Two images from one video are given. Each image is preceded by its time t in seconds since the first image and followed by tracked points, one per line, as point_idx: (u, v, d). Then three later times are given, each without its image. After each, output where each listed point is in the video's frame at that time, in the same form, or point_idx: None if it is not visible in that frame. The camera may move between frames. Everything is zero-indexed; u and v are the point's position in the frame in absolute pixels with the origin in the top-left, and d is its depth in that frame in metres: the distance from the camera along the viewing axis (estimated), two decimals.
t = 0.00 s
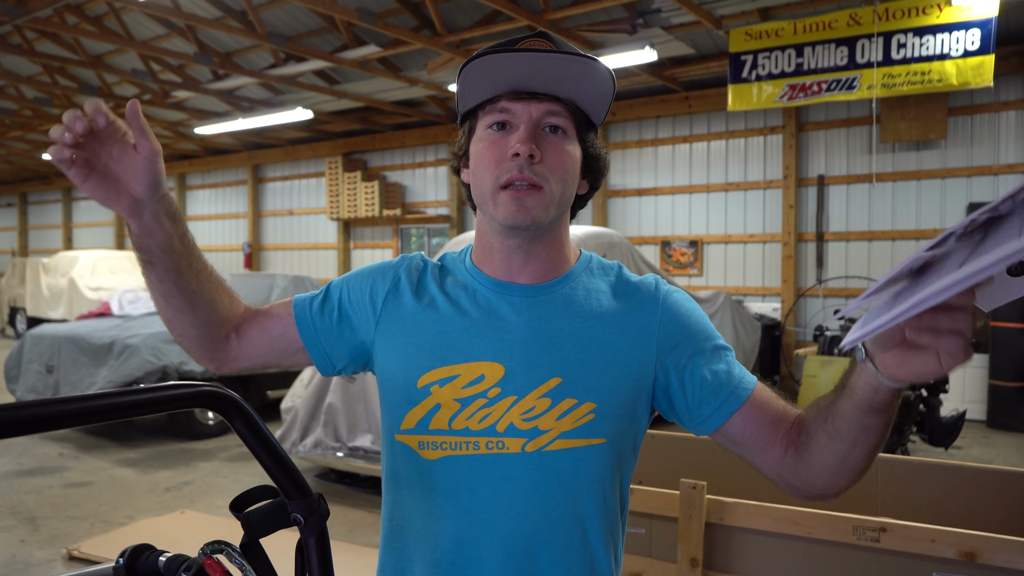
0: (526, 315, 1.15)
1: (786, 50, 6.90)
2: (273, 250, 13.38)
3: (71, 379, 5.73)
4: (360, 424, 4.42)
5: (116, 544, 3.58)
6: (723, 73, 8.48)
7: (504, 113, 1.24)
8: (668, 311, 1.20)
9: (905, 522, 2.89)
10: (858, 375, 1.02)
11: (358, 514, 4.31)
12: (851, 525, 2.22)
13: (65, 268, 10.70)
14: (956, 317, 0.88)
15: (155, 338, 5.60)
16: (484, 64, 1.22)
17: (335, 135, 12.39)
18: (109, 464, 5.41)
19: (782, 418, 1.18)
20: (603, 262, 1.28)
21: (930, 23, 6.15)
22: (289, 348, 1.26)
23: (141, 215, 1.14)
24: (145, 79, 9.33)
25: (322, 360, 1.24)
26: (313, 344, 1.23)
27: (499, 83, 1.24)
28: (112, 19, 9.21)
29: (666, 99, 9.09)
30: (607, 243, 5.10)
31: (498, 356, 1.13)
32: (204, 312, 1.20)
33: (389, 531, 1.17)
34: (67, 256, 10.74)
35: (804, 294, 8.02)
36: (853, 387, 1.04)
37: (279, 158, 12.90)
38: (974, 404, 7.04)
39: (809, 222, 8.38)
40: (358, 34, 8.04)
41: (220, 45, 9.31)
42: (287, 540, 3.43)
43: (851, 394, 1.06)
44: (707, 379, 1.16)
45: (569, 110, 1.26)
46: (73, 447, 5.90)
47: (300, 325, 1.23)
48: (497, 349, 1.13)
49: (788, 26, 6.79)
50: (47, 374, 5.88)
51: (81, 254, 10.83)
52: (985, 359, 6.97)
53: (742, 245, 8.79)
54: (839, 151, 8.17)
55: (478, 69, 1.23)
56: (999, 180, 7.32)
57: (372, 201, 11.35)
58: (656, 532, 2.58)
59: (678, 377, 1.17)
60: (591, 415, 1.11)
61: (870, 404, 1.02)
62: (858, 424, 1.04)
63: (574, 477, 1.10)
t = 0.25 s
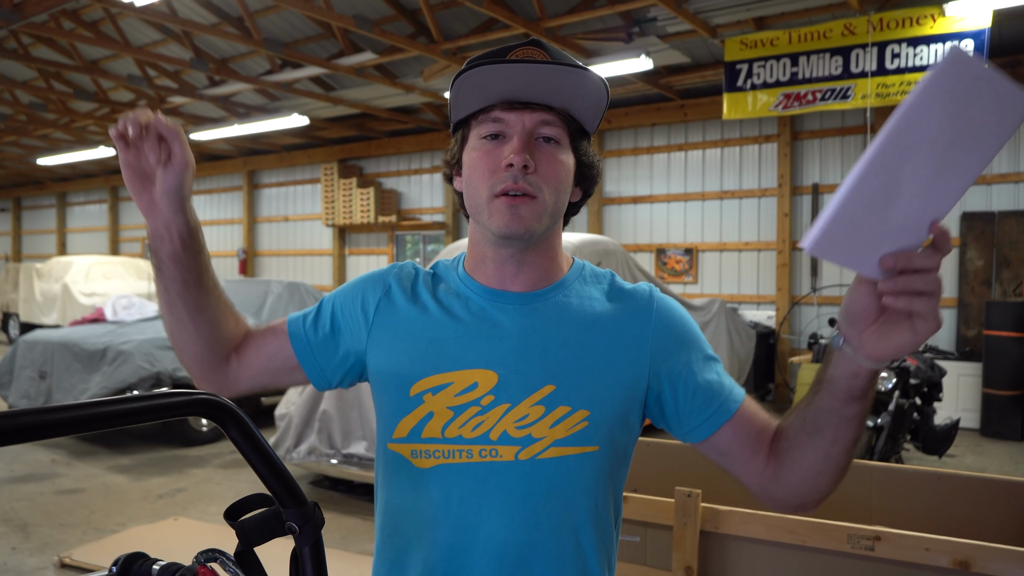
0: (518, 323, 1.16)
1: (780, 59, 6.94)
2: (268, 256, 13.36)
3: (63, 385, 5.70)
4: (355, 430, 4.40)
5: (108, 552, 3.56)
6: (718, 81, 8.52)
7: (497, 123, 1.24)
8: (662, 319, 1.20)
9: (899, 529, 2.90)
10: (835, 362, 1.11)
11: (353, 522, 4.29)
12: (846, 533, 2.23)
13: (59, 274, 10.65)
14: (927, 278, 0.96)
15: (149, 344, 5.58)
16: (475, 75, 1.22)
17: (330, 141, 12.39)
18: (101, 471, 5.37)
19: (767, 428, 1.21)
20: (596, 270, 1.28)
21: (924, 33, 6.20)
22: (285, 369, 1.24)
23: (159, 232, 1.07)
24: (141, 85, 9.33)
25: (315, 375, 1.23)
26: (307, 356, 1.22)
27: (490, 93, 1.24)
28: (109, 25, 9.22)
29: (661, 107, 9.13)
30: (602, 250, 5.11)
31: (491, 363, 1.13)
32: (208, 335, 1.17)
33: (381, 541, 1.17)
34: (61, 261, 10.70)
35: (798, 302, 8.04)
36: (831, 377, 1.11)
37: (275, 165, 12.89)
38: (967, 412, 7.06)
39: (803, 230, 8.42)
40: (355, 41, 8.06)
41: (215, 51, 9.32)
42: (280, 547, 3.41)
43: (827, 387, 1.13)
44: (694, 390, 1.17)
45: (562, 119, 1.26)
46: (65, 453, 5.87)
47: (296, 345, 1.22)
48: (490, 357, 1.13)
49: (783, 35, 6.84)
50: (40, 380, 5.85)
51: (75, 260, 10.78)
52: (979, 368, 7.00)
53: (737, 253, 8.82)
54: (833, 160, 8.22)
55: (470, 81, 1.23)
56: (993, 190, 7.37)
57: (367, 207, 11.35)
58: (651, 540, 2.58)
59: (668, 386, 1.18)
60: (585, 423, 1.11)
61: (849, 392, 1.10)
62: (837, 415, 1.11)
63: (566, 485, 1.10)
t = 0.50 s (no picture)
0: (512, 336, 1.16)
1: (776, 65, 6.98)
2: (265, 260, 13.34)
3: (58, 390, 5.68)
4: (351, 436, 4.39)
5: (103, 556, 3.54)
6: (714, 87, 8.55)
7: (491, 131, 1.25)
8: (654, 332, 1.20)
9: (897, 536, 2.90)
10: (784, 418, 1.14)
11: (349, 527, 4.28)
12: (842, 539, 2.22)
13: (54, 278, 10.62)
14: (878, 353, 1.02)
15: (145, 349, 5.58)
16: (470, 84, 1.22)
17: (327, 146, 12.39)
18: (96, 476, 5.35)
19: (718, 460, 1.25)
20: (591, 280, 1.29)
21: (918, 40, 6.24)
22: (315, 419, 1.30)
23: (194, 323, 1.20)
24: (137, 89, 9.33)
25: (330, 404, 1.27)
26: (317, 389, 1.26)
27: (484, 101, 1.25)
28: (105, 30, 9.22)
29: (658, 113, 9.15)
30: (599, 256, 5.12)
31: (485, 375, 1.13)
32: (253, 408, 1.27)
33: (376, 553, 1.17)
34: (56, 266, 10.67)
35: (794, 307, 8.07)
36: (777, 429, 1.16)
37: (272, 169, 12.88)
38: (963, 417, 7.07)
39: (799, 235, 8.44)
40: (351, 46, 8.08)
41: (212, 56, 9.32)
42: (276, 552, 3.40)
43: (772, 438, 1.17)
44: (675, 409, 1.19)
45: (557, 126, 1.27)
46: (60, 459, 5.84)
47: (309, 391, 1.27)
48: (485, 369, 1.13)
49: (778, 41, 6.88)
50: (35, 386, 5.83)
51: (70, 264, 10.75)
52: (974, 373, 7.01)
53: (733, 258, 8.84)
54: (829, 165, 8.25)
55: (464, 89, 1.23)
56: (988, 196, 7.40)
57: (364, 212, 11.35)
58: (648, 546, 2.58)
59: (657, 401, 1.18)
60: (580, 435, 1.11)
61: (792, 447, 1.14)
62: (779, 465, 1.15)
63: (561, 498, 1.10)
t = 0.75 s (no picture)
0: (508, 334, 1.16)
1: (774, 67, 6.99)
2: (262, 262, 13.33)
3: (55, 392, 5.67)
4: (349, 437, 4.39)
5: (100, 558, 3.54)
6: (711, 89, 8.56)
7: (485, 135, 1.25)
8: (650, 329, 1.20)
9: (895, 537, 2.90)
10: (803, 375, 1.10)
11: (346, 529, 4.27)
12: (838, 541, 2.23)
13: (51, 280, 10.60)
14: (884, 293, 0.97)
15: (142, 351, 5.57)
16: (463, 88, 1.22)
17: (325, 148, 12.38)
18: (93, 478, 5.34)
19: (744, 439, 1.23)
20: (585, 280, 1.29)
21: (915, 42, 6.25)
22: (311, 422, 1.29)
23: (167, 335, 1.21)
24: (134, 91, 9.31)
25: (326, 407, 1.28)
26: (314, 394, 1.26)
27: (477, 105, 1.25)
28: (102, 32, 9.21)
29: (655, 115, 9.16)
30: (596, 257, 5.12)
31: (482, 374, 1.13)
32: (238, 410, 1.27)
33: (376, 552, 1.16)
34: (53, 267, 10.64)
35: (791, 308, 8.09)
36: (798, 391, 1.12)
37: (269, 171, 12.87)
38: (960, 419, 7.07)
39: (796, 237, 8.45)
40: (349, 48, 8.08)
41: (210, 57, 9.32)
42: (273, 554, 3.40)
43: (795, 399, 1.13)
44: (681, 403, 1.19)
45: (550, 129, 1.26)
46: (57, 460, 5.83)
47: (305, 394, 1.27)
48: (482, 368, 1.14)
49: (776, 43, 6.89)
50: (32, 388, 5.81)
51: (67, 266, 10.73)
52: (971, 375, 7.03)
53: (731, 260, 8.85)
54: (826, 167, 8.26)
55: (457, 94, 1.24)
56: (984, 198, 7.42)
57: (361, 213, 11.35)
58: (645, 547, 2.58)
59: (657, 397, 1.19)
60: (577, 431, 1.11)
61: (815, 403, 1.10)
62: (806, 425, 1.12)
63: (560, 493, 1.10)
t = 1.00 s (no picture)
0: (501, 338, 1.16)
1: (772, 70, 7.01)
2: (260, 262, 13.31)
3: (52, 391, 5.65)
4: (346, 438, 4.37)
5: (97, 557, 3.53)
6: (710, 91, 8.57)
7: (475, 137, 1.25)
8: (642, 334, 1.20)
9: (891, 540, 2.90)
10: (773, 410, 1.11)
11: (343, 530, 4.26)
12: (835, 543, 2.23)
13: (48, 279, 10.58)
14: (855, 337, 1.00)
15: (139, 350, 5.57)
16: (453, 91, 1.23)
17: (323, 148, 12.37)
18: (90, 478, 5.32)
19: (719, 460, 1.23)
20: (579, 284, 1.28)
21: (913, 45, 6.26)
22: (293, 415, 1.29)
23: (153, 309, 1.21)
24: (133, 90, 9.31)
25: (317, 406, 1.28)
26: (306, 393, 1.27)
27: (467, 108, 1.25)
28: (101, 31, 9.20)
29: (654, 117, 9.17)
30: (594, 259, 5.12)
31: (476, 377, 1.13)
32: (216, 393, 1.26)
33: (370, 553, 1.16)
34: (51, 266, 10.62)
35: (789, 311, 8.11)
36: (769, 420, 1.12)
37: (268, 171, 12.86)
38: (957, 422, 7.08)
39: (794, 239, 8.46)
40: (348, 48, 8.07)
41: (208, 57, 9.31)
42: (270, 555, 3.39)
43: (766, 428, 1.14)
44: (667, 410, 1.18)
45: (539, 131, 1.27)
46: (53, 460, 5.81)
47: (295, 389, 1.27)
48: (476, 370, 1.14)
49: (774, 46, 6.91)
50: (29, 387, 5.80)
51: (65, 265, 10.71)
52: (967, 378, 7.05)
53: (729, 262, 8.86)
54: (824, 170, 8.28)
55: (447, 96, 1.24)
56: (981, 202, 7.44)
57: (359, 214, 11.34)
58: (642, 550, 2.57)
59: (646, 403, 1.18)
60: (570, 435, 1.11)
61: (783, 437, 1.11)
62: (773, 457, 1.13)
63: (551, 497, 1.10)
